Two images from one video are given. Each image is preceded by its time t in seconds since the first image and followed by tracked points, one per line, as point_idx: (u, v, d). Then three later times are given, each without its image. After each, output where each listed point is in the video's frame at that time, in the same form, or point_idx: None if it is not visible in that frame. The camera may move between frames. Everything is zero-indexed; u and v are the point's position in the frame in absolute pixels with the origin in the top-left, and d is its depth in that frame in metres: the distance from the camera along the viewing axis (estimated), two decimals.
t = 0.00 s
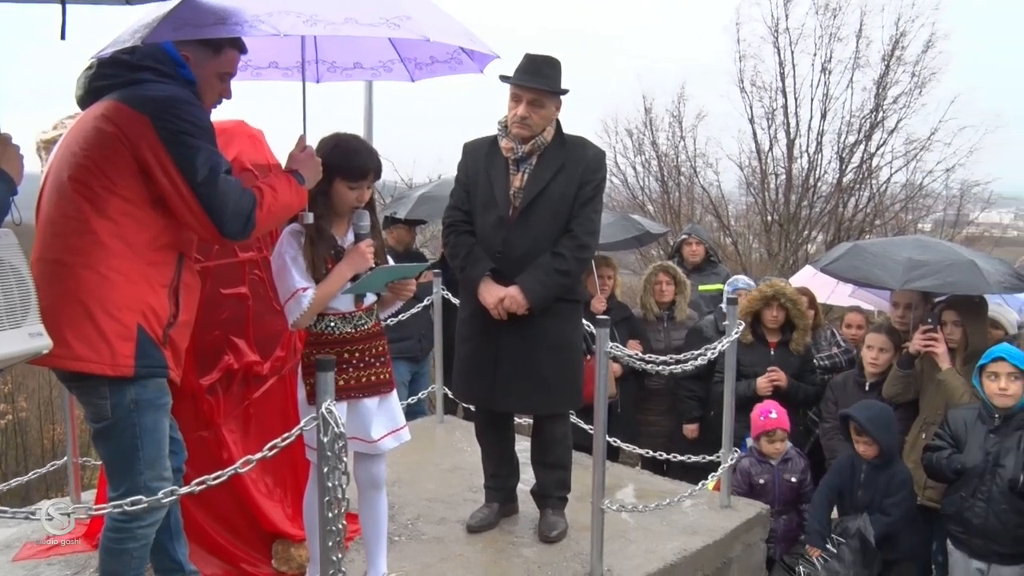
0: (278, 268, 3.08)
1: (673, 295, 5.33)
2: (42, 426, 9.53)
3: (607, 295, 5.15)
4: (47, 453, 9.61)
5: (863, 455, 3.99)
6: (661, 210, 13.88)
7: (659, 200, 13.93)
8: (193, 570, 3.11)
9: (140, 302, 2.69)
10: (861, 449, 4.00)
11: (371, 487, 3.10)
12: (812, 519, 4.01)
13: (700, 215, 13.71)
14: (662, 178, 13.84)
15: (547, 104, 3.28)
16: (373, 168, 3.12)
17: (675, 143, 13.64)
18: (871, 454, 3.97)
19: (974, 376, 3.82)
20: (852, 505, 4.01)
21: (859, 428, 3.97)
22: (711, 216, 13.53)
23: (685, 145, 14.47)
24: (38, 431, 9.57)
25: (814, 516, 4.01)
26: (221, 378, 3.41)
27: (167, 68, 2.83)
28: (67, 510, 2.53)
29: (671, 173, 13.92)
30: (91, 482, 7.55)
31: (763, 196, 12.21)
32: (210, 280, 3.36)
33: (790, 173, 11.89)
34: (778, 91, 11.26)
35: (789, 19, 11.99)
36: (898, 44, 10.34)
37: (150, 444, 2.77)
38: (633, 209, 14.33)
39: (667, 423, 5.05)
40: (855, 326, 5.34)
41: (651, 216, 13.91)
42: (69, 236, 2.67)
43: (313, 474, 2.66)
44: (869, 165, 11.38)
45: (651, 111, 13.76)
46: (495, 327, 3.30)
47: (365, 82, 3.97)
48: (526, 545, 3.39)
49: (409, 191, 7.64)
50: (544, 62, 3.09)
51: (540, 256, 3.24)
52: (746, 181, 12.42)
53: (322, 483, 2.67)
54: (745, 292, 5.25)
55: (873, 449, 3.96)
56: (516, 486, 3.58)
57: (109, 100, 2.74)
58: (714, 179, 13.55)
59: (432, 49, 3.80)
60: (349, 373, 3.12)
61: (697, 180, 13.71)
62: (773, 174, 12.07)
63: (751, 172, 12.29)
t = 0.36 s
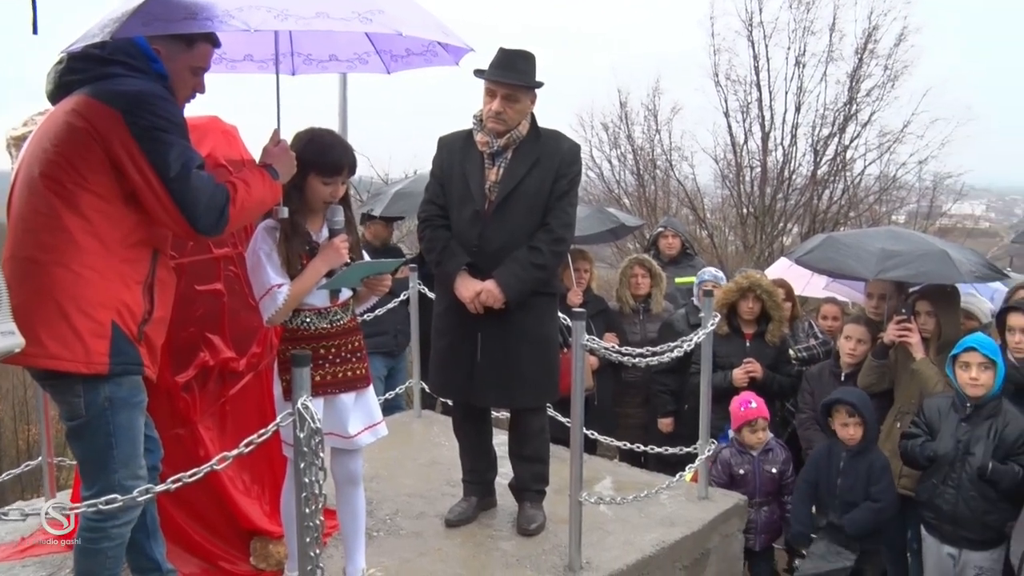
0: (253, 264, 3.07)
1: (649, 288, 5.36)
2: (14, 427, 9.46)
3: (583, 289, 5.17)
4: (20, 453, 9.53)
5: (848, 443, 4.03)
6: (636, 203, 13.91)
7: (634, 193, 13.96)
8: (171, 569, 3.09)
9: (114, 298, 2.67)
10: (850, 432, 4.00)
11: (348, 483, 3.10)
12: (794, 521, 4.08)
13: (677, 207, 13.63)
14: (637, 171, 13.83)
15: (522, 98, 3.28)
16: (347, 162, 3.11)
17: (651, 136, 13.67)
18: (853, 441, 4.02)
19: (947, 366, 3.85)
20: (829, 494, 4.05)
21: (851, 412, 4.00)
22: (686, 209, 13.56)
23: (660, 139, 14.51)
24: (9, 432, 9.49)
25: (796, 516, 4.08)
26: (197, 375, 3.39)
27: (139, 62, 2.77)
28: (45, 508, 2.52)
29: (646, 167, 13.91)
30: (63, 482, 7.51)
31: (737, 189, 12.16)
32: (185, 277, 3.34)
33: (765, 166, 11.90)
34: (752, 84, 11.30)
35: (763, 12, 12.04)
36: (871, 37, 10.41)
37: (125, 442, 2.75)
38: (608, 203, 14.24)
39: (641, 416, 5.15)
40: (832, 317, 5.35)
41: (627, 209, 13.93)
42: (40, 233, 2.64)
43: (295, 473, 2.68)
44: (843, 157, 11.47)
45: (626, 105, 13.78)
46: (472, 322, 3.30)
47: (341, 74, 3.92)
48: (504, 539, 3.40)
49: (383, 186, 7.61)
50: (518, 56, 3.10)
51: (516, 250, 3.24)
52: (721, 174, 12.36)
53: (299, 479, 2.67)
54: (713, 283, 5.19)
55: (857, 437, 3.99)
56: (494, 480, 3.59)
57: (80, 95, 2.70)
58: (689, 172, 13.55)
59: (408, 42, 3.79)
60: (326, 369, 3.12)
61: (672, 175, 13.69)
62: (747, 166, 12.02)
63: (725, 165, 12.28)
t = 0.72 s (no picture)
0: (222, 253, 3.05)
1: (620, 274, 5.38)
2: None
3: (553, 275, 5.22)
4: None
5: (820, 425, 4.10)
6: (608, 190, 13.82)
7: (606, 180, 13.83)
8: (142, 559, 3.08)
9: (79, 287, 2.64)
10: (823, 414, 4.07)
11: (318, 471, 3.09)
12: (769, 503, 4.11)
13: (648, 194, 13.57)
14: (608, 158, 13.82)
15: (490, 84, 3.27)
16: (314, 150, 3.10)
17: (622, 123, 13.68)
18: (826, 423, 4.09)
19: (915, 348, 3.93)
20: (799, 477, 4.09)
21: (829, 391, 4.08)
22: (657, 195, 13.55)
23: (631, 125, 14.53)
24: None
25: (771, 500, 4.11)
26: (166, 365, 3.36)
27: (102, 48, 2.71)
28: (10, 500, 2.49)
29: (617, 154, 13.78)
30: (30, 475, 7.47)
31: (709, 175, 12.25)
32: (153, 266, 3.31)
33: (736, 151, 11.92)
34: (723, 70, 11.32)
35: None
36: (841, 23, 10.45)
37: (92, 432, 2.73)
38: (580, 190, 14.31)
39: (612, 402, 5.14)
40: (802, 301, 5.45)
41: (598, 196, 13.95)
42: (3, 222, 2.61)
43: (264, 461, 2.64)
44: (813, 143, 11.54)
45: (597, 92, 13.77)
46: (443, 309, 3.29)
47: (311, 61, 3.83)
48: (476, 525, 3.42)
49: (354, 174, 7.59)
50: (487, 42, 3.08)
51: (486, 237, 3.24)
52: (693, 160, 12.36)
53: (268, 467, 2.63)
54: (677, 269, 5.18)
55: (831, 418, 4.08)
56: (466, 466, 3.60)
57: (42, 82, 2.66)
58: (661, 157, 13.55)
59: (379, 28, 3.73)
60: (295, 358, 3.11)
61: (643, 160, 13.51)
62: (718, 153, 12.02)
63: (696, 152, 12.26)
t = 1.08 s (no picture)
0: (178, 246, 3.01)
1: (583, 266, 5.41)
2: None
3: (517, 267, 5.28)
4: None
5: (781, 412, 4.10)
6: (573, 181, 13.97)
7: (571, 171, 14.02)
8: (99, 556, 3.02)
9: (31, 280, 2.58)
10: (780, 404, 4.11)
11: (279, 465, 3.07)
12: (743, 496, 4.10)
13: (612, 185, 13.74)
14: (573, 149, 13.84)
15: (452, 76, 3.24)
16: (271, 141, 3.08)
17: (587, 114, 13.70)
18: (784, 412, 4.11)
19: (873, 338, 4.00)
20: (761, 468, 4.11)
21: (788, 381, 4.12)
22: (621, 186, 13.59)
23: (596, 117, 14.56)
24: None
25: (741, 491, 4.11)
26: (124, 359, 3.32)
27: (56, 37, 2.57)
28: None
29: (583, 145, 13.93)
30: None
31: (672, 166, 12.26)
32: (109, 259, 3.27)
33: (700, 143, 11.92)
34: (687, 63, 11.36)
35: None
36: (804, 16, 10.53)
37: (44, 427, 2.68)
38: (546, 181, 14.33)
39: (576, 394, 5.19)
40: (764, 292, 5.51)
41: (563, 188, 13.98)
42: None
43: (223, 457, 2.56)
44: (776, 135, 11.65)
45: (562, 84, 13.78)
46: (404, 302, 3.28)
47: (272, 52, 3.77)
48: (439, 518, 3.42)
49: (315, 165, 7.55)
50: (448, 34, 3.06)
51: (448, 230, 3.23)
52: (657, 152, 12.38)
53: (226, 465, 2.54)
54: (638, 260, 5.20)
55: (789, 407, 4.10)
56: (429, 459, 3.60)
57: None
58: (627, 149, 13.39)
59: (340, 18, 3.70)
60: (255, 351, 3.08)
61: (607, 152, 13.58)
62: (682, 145, 12.11)
63: (661, 143, 12.28)
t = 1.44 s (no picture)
0: (137, 243, 2.96)
1: (551, 261, 5.45)
2: None
3: (485, 261, 5.40)
4: None
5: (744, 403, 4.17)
6: (541, 176, 13.97)
7: (539, 166, 14.03)
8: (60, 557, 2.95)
9: None
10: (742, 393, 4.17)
11: (244, 463, 3.02)
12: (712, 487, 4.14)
13: (580, 180, 13.76)
14: (542, 145, 13.85)
15: (417, 70, 3.22)
16: (233, 137, 3.06)
17: (555, 109, 13.72)
18: (748, 401, 4.18)
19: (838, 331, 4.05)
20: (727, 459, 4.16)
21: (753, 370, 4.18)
22: (590, 181, 13.61)
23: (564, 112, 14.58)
24: None
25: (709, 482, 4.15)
26: (85, 357, 3.28)
27: (9, 28, 2.46)
28: None
29: (551, 140, 13.94)
30: None
31: (641, 162, 12.31)
32: (70, 256, 3.23)
33: (667, 138, 11.95)
34: (655, 58, 11.39)
35: None
36: (770, 12, 10.59)
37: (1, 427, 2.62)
38: (515, 177, 14.32)
39: (544, 388, 5.23)
40: (730, 287, 5.62)
41: (532, 183, 13.99)
42: None
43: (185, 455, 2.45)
44: (743, 130, 11.73)
45: (530, 79, 13.78)
46: (370, 297, 3.26)
47: (235, 45, 3.77)
48: (407, 514, 3.41)
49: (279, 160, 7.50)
50: (412, 28, 3.04)
51: (413, 225, 3.22)
52: (625, 147, 12.40)
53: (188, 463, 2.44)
54: (609, 254, 5.47)
55: (753, 396, 4.17)
56: (397, 455, 3.59)
57: None
58: (594, 146, 13.45)
59: (303, 11, 3.81)
60: (218, 349, 3.05)
61: (575, 147, 13.63)
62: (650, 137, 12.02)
63: (629, 139, 12.29)
